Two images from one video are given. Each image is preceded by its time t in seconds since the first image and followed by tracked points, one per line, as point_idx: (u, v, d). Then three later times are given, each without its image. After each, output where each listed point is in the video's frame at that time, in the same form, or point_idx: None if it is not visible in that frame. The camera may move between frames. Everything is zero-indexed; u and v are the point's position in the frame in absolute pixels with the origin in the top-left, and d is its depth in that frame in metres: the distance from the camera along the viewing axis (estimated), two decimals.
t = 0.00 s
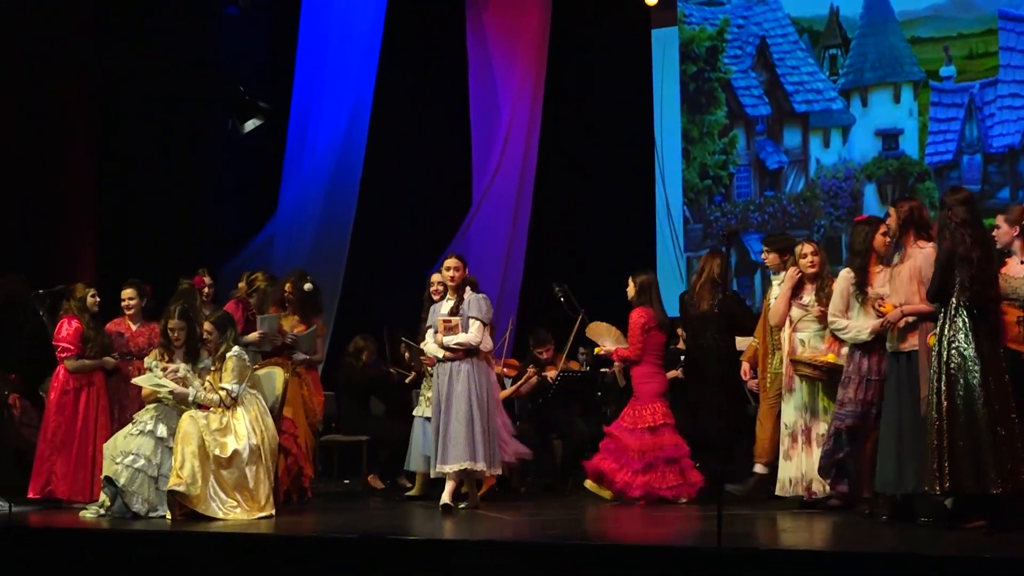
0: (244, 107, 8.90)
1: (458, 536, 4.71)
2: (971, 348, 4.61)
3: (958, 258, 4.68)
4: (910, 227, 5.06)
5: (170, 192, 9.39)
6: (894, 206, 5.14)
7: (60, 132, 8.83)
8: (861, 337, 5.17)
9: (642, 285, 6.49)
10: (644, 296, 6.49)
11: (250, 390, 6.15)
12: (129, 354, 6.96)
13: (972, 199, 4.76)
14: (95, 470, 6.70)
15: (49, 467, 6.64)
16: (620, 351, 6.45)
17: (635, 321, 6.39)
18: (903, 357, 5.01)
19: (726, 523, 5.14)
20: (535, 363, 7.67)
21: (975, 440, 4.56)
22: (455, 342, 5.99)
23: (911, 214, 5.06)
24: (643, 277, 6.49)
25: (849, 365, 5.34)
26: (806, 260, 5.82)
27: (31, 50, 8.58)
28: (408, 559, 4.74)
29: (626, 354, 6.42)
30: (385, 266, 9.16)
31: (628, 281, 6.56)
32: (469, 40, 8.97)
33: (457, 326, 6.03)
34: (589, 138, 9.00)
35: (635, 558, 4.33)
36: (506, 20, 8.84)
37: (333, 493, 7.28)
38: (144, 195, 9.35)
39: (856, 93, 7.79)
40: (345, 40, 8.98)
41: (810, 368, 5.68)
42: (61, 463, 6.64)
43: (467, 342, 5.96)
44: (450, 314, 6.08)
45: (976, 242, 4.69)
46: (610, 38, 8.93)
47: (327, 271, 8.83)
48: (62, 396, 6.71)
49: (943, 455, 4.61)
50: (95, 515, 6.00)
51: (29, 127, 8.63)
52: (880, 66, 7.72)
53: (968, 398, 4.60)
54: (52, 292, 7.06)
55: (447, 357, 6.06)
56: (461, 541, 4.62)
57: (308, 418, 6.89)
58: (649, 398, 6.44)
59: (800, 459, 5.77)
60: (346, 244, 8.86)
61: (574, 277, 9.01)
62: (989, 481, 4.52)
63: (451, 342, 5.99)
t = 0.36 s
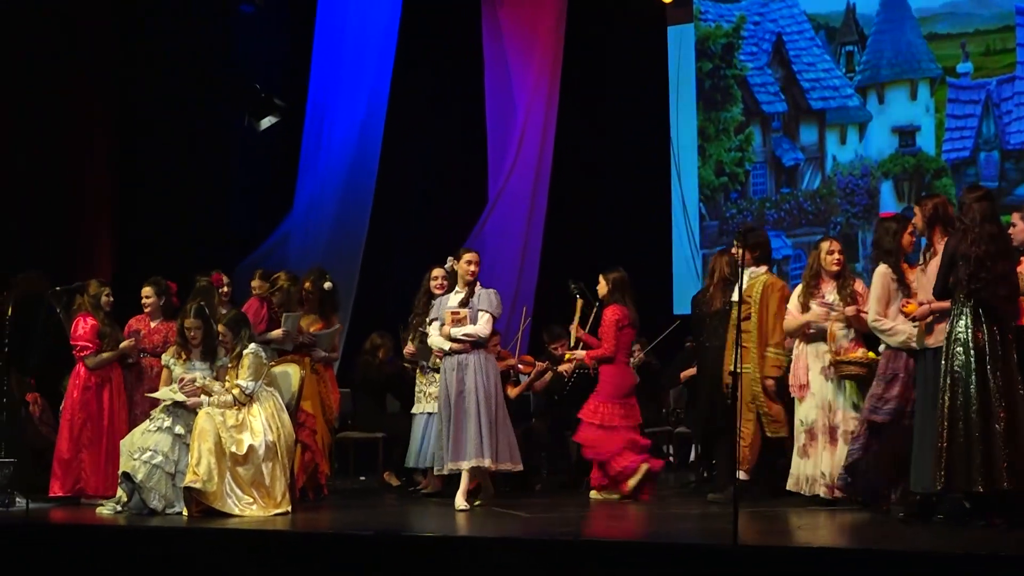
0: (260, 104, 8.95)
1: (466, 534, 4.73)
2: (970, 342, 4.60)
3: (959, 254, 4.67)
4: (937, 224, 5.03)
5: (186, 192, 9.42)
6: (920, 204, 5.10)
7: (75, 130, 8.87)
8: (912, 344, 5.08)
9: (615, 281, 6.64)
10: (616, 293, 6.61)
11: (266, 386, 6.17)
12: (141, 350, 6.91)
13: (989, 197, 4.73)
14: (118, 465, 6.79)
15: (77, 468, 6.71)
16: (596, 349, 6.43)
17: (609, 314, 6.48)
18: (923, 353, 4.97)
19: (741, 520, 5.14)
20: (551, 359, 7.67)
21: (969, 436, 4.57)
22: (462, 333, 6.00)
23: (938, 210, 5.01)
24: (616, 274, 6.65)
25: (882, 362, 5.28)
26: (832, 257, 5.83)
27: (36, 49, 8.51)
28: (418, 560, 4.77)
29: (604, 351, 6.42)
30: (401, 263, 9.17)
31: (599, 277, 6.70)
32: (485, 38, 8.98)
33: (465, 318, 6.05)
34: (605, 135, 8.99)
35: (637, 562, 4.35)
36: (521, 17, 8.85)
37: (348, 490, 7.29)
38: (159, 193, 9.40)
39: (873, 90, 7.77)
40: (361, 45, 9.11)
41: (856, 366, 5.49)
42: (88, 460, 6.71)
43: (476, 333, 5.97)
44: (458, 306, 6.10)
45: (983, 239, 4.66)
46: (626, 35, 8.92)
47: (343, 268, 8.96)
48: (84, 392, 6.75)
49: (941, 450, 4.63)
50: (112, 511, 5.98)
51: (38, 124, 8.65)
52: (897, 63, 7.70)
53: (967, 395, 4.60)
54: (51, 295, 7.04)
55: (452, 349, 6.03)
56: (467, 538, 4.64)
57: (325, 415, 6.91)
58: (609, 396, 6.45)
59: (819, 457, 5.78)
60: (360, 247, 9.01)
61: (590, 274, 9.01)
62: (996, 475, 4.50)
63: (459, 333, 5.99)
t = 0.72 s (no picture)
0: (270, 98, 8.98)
1: (476, 527, 4.74)
2: (980, 337, 4.60)
3: (969, 248, 4.66)
4: (954, 217, 4.95)
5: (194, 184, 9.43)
6: (934, 199, 5.03)
7: (84, 125, 8.87)
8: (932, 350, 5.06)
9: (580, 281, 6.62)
10: (584, 292, 6.62)
11: (275, 379, 6.17)
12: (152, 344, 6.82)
13: (1000, 191, 4.70)
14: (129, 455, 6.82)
15: (92, 460, 6.71)
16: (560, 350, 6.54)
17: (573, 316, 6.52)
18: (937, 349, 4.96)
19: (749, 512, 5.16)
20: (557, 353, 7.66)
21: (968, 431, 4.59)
22: (489, 325, 5.84)
23: (954, 205, 4.94)
24: (583, 273, 6.63)
25: (911, 357, 5.30)
26: (855, 247, 5.62)
27: (41, 46, 8.43)
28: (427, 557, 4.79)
29: (567, 353, 6.51)
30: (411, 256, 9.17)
31: (566, 275, 6.69)
32: (494, 30, 8.97)
33: (489, 310, 5.88)
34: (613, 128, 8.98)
35: (642, 562, 4.38)
36: (530, 10, 8.83)
37: (357, 483, 7.30)
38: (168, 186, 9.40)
39: (883, 82, 7.75)
40: (371, 38, 9.15)
41: (883, 358, 5.38)
42: (101, 451, 6.74)
43: (503, 326, 5.88)
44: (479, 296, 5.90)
45: (995, 233, 4.65)
46: (634, 28, 8.89)
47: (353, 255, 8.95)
48: (95, 384, 6.77)
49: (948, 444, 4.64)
50: (122, 503, 6.05)
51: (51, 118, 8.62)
52: (907, 55, 7.67)
53: (971, 392, 4.61)
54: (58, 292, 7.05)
55: (475, 337, 5.80)
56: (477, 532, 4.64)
57: (336, 407, 6.87)
58: (572, 395, 6.60)
59: (852, 450, 5.59)
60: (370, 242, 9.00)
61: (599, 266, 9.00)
62: (1010, 468, 4.50)
63: (489, 324, 5.84)
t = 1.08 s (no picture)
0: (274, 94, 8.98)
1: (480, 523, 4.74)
2: (992, 331, 4.57)
3: (981, 243, 4.64)
4: (963, 213, 4.94)
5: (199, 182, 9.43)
6: (943, 194, 5.02)
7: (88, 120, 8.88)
8: (930, 351, 5.04)
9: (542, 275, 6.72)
10: (546, 287, 6.72)
11: (279, 376, 6.17)
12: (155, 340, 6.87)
13: (1006, 188, 4.69)
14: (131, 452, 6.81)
15: (91, 456, 6.72)
16: (521, 342, 6.79)
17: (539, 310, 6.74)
18: (944, 345, 4.94)
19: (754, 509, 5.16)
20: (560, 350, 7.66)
21: (990, 424, 4.55)
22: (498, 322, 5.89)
23: (964, 201, 4.93)
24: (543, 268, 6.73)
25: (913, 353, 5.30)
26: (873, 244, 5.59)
27: (46, 42, 8.44)
28: (429, 557, 4.79)
29: (526, 346, 6.77)
30: (415, 252, 9.17)
31: (528, 270, 6.78)
32: (498, 27, 8.97)
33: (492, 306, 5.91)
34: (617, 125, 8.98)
35: (642, 561, 4.38)
36: (535, 7, 8.84)
37: (360, 480, 7.30)
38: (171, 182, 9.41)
39: (887, 79, 7.74)
40: (374, 32, 9.16)
41: (891, 358, 5.44)
42: (102, 448, 6.73)
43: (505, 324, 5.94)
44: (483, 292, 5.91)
45: (1004, 227, 4.65)
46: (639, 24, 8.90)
47: (357, 253, 9.03)
48: (97, 381, 6.79)
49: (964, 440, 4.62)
50: (125, 500, 6.04)
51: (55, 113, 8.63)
52: (911, 52, 7.67)
53: (988, 383, 4.57)
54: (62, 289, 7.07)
55: (487, 333, 5.78)
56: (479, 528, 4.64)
57: (337, 401, 6.93)
58: (535, 386, 6.88)
59: (872, 447, 5.56)
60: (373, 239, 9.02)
61: (602, 263, 9.00)
62: None
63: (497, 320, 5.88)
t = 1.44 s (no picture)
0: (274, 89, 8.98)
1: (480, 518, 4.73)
2: (998, 327, 4.57)
3: (987, 238, 4.61)
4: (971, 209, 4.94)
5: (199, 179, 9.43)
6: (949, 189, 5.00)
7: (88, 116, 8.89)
8: (919, 359, 5.10)
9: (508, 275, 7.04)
10: (512, 286, 7.03)
11: (279, 371, 6.17)
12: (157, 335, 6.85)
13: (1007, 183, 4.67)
14: (129, 449, 6.79)
15: (89, 452, 6.71)
16: (492, 338, 7.02)
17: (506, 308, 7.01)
18: (947, 341, 4.92)
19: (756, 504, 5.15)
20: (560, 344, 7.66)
21: (995, 420, 4.56)
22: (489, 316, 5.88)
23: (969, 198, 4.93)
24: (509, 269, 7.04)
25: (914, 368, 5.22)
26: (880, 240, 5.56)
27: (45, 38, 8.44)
28: (430, 555, 4.79)
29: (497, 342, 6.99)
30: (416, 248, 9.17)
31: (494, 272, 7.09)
32: (499, 22, 8.97)
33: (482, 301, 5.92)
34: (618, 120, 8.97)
35: (645, 556, 4.38)
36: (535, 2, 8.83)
37: (360, 475, 7.29)
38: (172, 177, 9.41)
39: (888, 74, 7.73)
40: (374, 29, 9.14)
41: (890, 360, 5.45)
42: (99, 445, 6.72)
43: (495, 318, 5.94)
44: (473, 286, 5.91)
45: (1010, 223, 4.62)
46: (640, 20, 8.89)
47: (354, 254, 8.94)
48: (97, 377, 6.77)
49: (969, 437, 4.62)
50: (127, 495, 6.04)
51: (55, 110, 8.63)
52: (912, 47, 7.66)
53: (994, 379, 4.58)
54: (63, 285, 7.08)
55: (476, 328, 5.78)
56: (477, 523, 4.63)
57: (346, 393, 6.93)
58: (512, 382, 7.07)
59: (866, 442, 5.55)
60: (374, 235, 8.98)
61: (603, 259, 8.99)
62: None
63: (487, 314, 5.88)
